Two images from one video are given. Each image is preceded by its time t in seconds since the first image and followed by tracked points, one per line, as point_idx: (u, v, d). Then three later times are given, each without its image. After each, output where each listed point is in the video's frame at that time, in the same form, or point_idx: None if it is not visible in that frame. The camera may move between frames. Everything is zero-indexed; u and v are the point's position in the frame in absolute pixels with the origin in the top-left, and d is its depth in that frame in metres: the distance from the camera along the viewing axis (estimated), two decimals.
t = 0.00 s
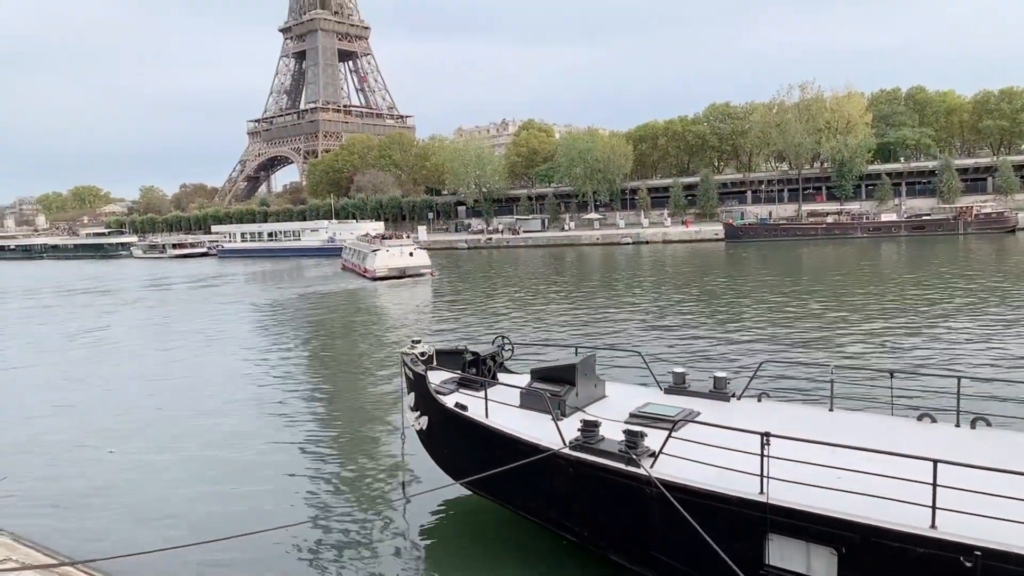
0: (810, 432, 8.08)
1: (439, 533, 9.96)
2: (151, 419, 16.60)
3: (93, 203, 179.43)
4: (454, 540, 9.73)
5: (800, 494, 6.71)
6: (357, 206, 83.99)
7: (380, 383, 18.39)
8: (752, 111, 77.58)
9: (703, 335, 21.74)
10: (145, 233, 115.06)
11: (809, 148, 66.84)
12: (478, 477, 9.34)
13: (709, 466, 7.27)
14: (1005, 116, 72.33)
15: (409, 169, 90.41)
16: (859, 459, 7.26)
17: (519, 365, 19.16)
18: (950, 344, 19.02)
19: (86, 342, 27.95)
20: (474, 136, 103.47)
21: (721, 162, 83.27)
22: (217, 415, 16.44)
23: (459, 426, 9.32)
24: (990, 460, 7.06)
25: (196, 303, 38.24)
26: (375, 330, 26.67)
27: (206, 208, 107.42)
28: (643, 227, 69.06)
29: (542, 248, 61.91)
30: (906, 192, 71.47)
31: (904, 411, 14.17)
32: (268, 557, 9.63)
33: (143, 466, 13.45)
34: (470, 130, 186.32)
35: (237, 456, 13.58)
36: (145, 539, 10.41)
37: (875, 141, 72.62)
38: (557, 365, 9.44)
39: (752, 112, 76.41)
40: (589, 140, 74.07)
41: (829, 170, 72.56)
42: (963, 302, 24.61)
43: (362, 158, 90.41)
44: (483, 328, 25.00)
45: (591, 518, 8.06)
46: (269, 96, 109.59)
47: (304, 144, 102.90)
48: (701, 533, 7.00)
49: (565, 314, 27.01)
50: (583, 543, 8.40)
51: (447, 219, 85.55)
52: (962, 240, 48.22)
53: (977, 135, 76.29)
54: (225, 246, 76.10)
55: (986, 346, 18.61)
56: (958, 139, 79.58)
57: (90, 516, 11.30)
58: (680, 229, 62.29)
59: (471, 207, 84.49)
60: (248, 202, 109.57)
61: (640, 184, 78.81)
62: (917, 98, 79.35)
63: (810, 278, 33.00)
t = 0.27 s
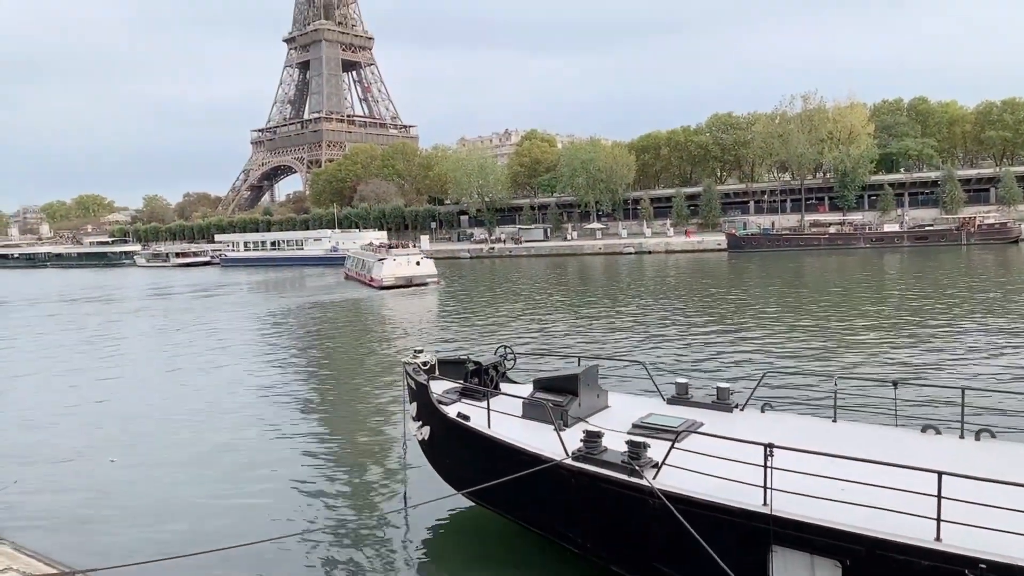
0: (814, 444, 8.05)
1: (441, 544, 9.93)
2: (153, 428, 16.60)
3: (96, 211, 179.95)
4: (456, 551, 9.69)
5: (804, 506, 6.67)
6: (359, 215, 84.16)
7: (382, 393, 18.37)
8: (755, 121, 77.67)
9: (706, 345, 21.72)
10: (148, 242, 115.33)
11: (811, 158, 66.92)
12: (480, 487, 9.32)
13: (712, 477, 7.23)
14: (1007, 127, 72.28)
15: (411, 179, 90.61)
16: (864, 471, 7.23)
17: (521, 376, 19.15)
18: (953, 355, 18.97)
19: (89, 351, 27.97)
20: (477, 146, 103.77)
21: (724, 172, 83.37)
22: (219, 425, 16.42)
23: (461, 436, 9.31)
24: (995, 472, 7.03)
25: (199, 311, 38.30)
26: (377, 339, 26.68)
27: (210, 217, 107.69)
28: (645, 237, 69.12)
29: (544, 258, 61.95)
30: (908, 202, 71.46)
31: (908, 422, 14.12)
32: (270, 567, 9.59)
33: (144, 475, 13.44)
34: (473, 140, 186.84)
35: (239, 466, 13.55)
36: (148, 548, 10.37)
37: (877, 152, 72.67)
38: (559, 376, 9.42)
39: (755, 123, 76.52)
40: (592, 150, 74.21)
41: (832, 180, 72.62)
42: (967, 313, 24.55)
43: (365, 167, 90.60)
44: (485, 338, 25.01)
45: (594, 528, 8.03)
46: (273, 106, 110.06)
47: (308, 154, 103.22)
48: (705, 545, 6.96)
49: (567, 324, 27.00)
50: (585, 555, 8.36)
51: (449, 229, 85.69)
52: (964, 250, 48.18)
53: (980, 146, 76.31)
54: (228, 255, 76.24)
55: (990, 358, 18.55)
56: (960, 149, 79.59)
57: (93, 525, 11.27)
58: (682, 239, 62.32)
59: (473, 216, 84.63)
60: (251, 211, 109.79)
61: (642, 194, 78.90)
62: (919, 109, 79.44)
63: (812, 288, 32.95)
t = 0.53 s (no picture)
0: (814, 458, 8.02)
1: (440, 558, 9.87)
2: (151, 440, 16.52)
3: (96, 223, 180.33)
4: (455, 564, 9.63)
5: (805, 520, 6.63)
6: (359, 227, 84.26)
7: (380, 406, 18.32)
8: (754, 134, 78.01)
9: (706, 358, 21.69)
10: (148, 253, 115.37)
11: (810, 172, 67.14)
12: (479, 500, 9.27)
13: (713, 490, 7.19)
14: (1006, 141, 72.44)
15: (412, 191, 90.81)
16: (865, 485, 7.19)
17: (521, 388, 19.10)
18: (953, 368, 18.95)
19: (87, 362, 27.89)
20: (477, 159, 104.11)
21: (723, 185, 83.60)
22: (215, 437, 16.31)
23: (460, 449, 9.27)
24: (996, 486, 6.99)
25: (198, 323, 38.24)
26: (376, 351, 26.65)
27: (209, 229, 107.82)
28: (645, 249, 69.22)
29: (544, 270, 62.00)
30: (907, 216, 71.60)
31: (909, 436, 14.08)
32: None
33: (141, 487, 13.35)
34: (473, 153, 187.60)
35: (236, 478, 13.48)
36: (144, 562, 10.29)
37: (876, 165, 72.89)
38: (558, 389, 9.38)
39: (753, 136, 76.85)
40: (591, 163, 74.40)
41: (830, 194, 72.81)
42: (967, 326, 24.54)
43: (365, 179, 90.83)
44: (485, 350, 24.98)
45: (593, 542, 7.98)
46: (274, 118, 110.49)
47: (308, 165, 103.46)
48: (705, 559, 6.91)
49: (567, 336, 26.98)
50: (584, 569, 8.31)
51: (449, 241, 85.77)
52: (963, 263, 48.26)
53: (978, 159, 76.57)
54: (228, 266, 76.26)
55: (991, 371, 18.51)
56: (959, 162, 79.87)
57: (86, 539, 11.15)
58: (682, 251, 62.39)
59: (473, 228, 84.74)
60: (251, 223, 110.04)
61: (642, 207, 79.07)
62: (917, 122, 79.76)
63: (812, 301, 32.96)
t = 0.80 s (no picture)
0: (816, 471, 7.98)
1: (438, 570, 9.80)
2: (150, 451, 16.43)
3: (98, 232, 180.54)
4: None
5: (808, 534, 6.60)
6: (360, 238, 84.35)
7: (380, 417, 18.27)
8: (755, 147, 78.27)
9: (707, 370, 21.64)
10: (149, 263, 115.41)
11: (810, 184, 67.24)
12: (478, 513, 9.22)
13: (714, 504, 7.15)
14: (1006, 154, 72.77)
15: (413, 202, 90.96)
16: (867, 498, 7.16)
17: (521, 400, 19.05)
18: (955, 382, 18.91)
19: (86, 372, 27.82)
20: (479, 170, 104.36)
21: (724, 197, 83.75)
22: (214, 448, 16.25)
23: (460, 461, 9.22)
24: (999, 500, 6.96)
25: (198, 333, 38.18)
26: (376, 362, 26.61)
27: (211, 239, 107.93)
28: (646, 260, 69.24)
29: (545, 281, 62.01)
30: (908, 228, 71.66)
31: (910, 450, 14.03)
32: None
33: (139, 498, 13.26)
34: (473, 165, 188.20)
35: (234, 489, 13.40)
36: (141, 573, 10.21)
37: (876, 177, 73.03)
38: (559, 401, 9.34)
39: (754, 148, 77.10)
40: (592, 174, 74.52)
41: (831, 206, 72.93)
42: (968, 339, 24.51)
43: (367, 190, 91.05)
44: (485, 361, 24.93)
45: (594, 555, 7.93)
46: (276, 129, 110.81)
47: (309, 176, 103.67)
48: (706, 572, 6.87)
49: (567, 347, 26.94)
50: None
51: (450, 251, 85.85)
52: (964, 276, 48.25)
53: (978, 171, 76.73)
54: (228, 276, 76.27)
55: (993, 385, 18.47)
56: (959, 175, 80.04)
57: (84, 550, 11.06)
58: (683, 263, 62.40)
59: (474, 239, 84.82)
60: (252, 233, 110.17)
61: (643, 218, 79.17)
62: (917, 135, 80.00)
63: (813, 313, 32.95)
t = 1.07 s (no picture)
0: (821, 484, 7.93)
1: None
2: (152, 461, 16.40)
3: (102, 242, 181.16)
4: None
5: (811, 547, 6.56)
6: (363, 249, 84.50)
7: (382, 428, 18.24)
8: (758, 158, 78.40)
9: (710, 382, 21.57)
10: (152, 274, 115.65)
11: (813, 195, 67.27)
12: (481, 524, 9.17)
13: (718, 517, 7.11)
14: (1009, 166, 72.84)
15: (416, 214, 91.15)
16: (871, 511, 7.12)
17: (524, 411, 19.01)
18: (960, 394, 18.82)
19: (90, 383, 27.83)
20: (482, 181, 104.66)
21: (727, 208, 83.81)
22: (215, 459, 16.21)
23: (463, 473, 9.19)
24: (1004, 513, 6.91)
25: (201, 344, 38.20)
26: (379, 373, 26.58)
27: (214, 250, 108.18)
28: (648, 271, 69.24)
29: (547, 292, 62.01)
30: (911, 239, 71.56)
31: (914, 462, 13.95)
32: None
33: (140, 509, 13.21)
34: (476, 177, 188.75)
35: (236, 500, 13.35)
36: None
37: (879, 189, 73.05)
38: (563, 412, 9.32)
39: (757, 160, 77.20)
40: (595, 186, 74.61)
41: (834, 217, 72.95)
42: (973, 351, 24.44)
43: (370, 201, 91.25)
44: (488, 373, 24.90)
45: (597, 568, 7.88)
46: (280, 140, 111.28)
47: (313, 187, 103.98)
48: None
49: (570, 358, 26.91)
50: None
51: (453, 262, 85.93)
52: (968, 288, 48.15)
53: (982, 183, 76.70)
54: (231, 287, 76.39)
55: (998, 397, 18.39)
56: (962, 186, 80.03)
57: (84, 561, 11.01)
58: (685, 274, 62.37)
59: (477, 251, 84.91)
60: (256, 244, 110.33)
61: (645, 230, 79.24)
62: (920, 147, 80.10)
63: (817, 324, 32.90)
